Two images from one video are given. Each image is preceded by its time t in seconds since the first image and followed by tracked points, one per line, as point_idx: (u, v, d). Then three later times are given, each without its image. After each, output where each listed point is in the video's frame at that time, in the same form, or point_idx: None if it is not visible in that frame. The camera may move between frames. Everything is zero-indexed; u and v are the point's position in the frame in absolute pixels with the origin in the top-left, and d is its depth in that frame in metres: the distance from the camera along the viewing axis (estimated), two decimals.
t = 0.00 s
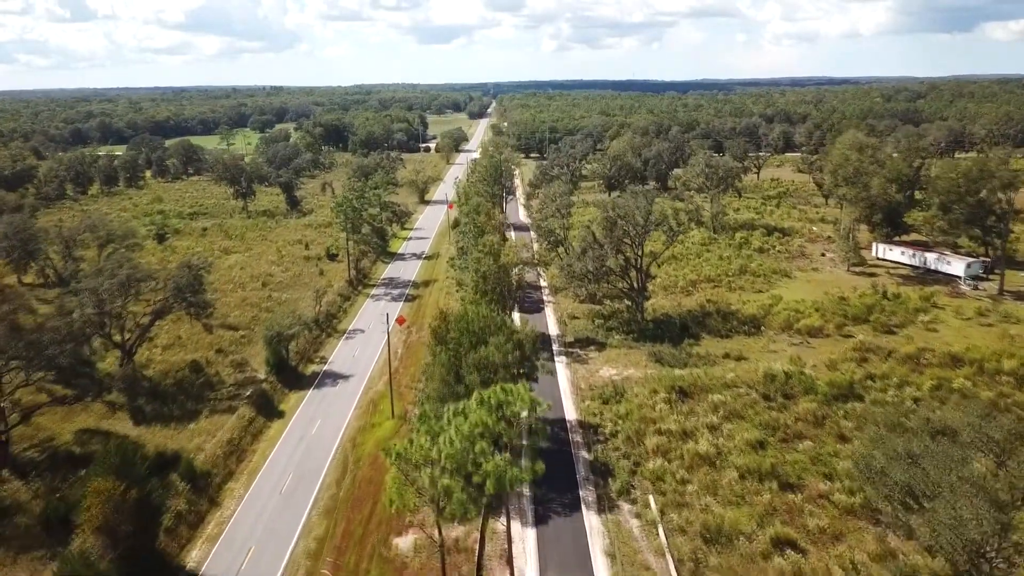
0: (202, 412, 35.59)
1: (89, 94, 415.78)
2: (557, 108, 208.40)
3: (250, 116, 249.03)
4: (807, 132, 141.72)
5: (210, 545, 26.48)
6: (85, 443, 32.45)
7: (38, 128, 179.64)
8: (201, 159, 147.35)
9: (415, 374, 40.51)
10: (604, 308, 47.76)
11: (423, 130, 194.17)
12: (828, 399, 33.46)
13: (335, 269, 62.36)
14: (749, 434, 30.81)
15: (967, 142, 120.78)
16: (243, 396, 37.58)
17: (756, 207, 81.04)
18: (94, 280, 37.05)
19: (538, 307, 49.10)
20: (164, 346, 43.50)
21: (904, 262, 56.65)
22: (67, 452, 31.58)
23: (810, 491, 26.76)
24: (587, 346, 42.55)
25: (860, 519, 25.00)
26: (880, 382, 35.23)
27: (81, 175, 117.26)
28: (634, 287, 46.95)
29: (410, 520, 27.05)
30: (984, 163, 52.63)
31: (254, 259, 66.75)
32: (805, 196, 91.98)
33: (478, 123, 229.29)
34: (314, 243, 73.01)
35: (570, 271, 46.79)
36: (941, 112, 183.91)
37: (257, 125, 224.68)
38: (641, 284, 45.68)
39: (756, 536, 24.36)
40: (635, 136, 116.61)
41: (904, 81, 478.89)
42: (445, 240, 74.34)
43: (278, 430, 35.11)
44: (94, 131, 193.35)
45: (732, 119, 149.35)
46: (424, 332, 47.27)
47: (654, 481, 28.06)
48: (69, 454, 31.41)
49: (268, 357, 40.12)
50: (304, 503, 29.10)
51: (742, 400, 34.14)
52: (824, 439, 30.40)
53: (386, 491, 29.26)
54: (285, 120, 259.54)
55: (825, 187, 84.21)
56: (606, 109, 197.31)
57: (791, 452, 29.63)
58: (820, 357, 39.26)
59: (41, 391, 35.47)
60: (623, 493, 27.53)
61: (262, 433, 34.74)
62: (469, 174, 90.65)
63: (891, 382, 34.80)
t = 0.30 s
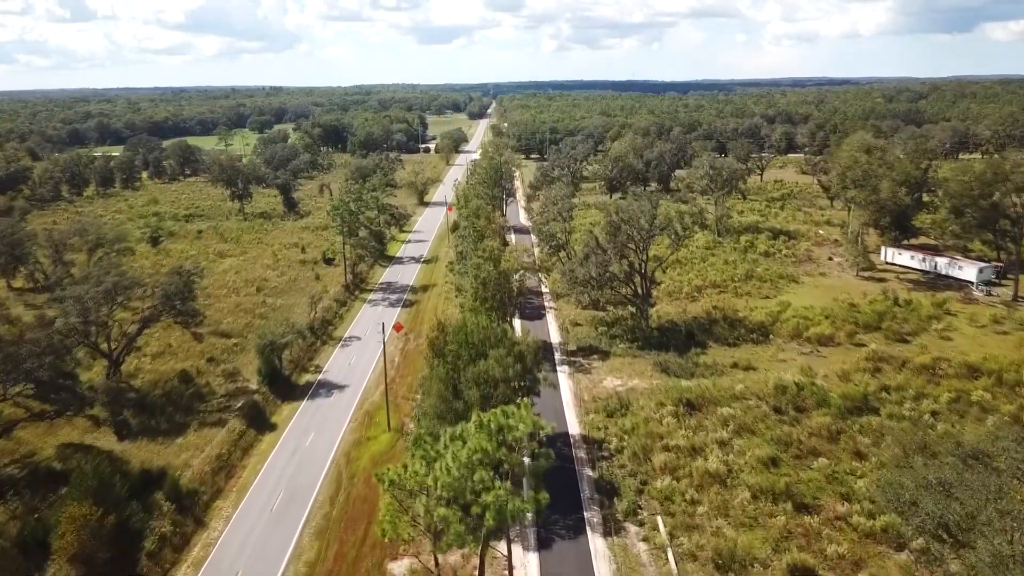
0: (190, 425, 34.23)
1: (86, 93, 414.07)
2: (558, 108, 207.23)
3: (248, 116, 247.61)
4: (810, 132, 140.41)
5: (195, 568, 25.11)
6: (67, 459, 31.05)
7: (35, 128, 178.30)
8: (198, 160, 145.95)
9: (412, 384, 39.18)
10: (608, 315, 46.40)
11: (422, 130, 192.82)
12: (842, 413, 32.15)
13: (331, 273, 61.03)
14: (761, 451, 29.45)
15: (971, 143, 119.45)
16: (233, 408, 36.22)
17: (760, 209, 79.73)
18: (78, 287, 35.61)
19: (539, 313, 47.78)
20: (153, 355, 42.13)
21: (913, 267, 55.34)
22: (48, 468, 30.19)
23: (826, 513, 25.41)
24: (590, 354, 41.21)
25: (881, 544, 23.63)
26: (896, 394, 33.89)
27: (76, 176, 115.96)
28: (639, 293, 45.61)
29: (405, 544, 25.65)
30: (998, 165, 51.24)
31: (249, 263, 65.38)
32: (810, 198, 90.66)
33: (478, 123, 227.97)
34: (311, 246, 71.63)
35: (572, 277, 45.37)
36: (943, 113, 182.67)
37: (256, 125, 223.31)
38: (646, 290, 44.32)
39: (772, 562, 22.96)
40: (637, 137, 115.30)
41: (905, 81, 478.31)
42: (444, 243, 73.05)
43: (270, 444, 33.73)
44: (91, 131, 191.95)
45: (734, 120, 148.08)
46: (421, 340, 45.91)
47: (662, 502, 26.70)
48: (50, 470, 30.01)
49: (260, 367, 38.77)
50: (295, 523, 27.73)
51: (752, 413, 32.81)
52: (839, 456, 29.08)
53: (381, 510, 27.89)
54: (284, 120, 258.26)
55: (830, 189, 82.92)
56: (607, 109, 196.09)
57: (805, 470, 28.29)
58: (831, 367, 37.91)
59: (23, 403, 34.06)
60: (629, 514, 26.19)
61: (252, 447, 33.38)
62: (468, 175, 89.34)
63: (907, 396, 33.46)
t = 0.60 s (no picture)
0: (179, 439, 32.94)
1: (85, 93, 412.96)
2: (558, 109, 206.12)
3: (247, 117, 246.24)
4: (812, 133, 139.19)
5: None
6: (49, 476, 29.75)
7: (33, 128, 177.12)
8: (196, 160, 144.62)
9: (410, 395, 37.89)
10: (611, 322, 45.11)
11: (422, 131, 191.62)
12: (857, 428, 30.86)
13: (328, 277, 59.76)
14: (774, 468, 28.13)
15: (976, 143, 118.21)
16: (224, 420, 34.92)
17: (764, 212, 78.48)
18: (63, 296, 34.28)
19: (540, 320, 46.50)
20: (143, 364, 40.81)
21: (923, 271, 53.98)
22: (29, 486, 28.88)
23: (845, 537, 24.08)
24: (594, 363, 39.92)
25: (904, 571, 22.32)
26: (912, 406, 32.60)
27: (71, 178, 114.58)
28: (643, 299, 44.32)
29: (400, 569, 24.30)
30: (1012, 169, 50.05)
31: (244, 267, 64.09)
32: (814, 199, 89.40)
33: (478, 123, 226.81)
34: (307, 250, 70.34)
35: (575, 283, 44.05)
36: (946, 113, 181.39)
37: (255, 125, 221.92)
38: (651, 296, 43.02)
39: None
40: (639, 138, 114.11)
41: (906, 81, 477.45)
42: (443, 246, 71.78)
43: (261, 459, 32.41)
44: (89, 132, 190.44)
45: (736, 120, 146.89)
46: (420, 348, 44.66)
47: (672, 524, 25.38)
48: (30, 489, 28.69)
49: (252, 377, 37.47)
50: (285, 545, 26.37)
51: (763, 427, 31.51)
52: (855, 474, 27.79)
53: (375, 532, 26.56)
54: (283, 121, 256.93)
55: (835, 191, 81.71)
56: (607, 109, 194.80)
57: (821, 489, 26.97)
58: (843, 377, 36.61)
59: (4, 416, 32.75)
60: (637, 537, 24.87)
61: (243, 462, 32.07)
62: (468, 177, 88.07)
63: (924, 408, 32.16)
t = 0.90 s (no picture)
0: (166, 454, 31.63)
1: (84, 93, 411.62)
2: (558, 109, 204.85)
3: (246, 117, 244.89)
4: (815, 132, 137.93)
5: None
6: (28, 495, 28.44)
7: (31, 129, 175.97)
8: (193, 161, 143.26)
9: (407, 406, 36.51)
10: (615, 329, 43.77)
11: (421, 131, 190.28)
12: (874, 444, 29.47)
13: (324, 281, 58.40)
14: (789, 487, 26.78)
15: (981, 143, 116.89)
16: (214, 434, 33.59)
17: (769, 214, 77.19)
18: (45, 305, 32.90)
19: (542, 327, 45.18)
20: (131, 375, 39.51)
21: (935, 276, 52.54)
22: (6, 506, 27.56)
23: (867, 564, 22.72)
24: (598, 373, 38.58)
25: None
26: (931, 420, 31.20)
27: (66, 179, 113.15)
28: (648, 306, 42.98)
29: None
30: None
31: (239, 271, 62.76)
32: (819, 201, 88.10)
33: (477, 123, 225.23)
34: (304, 253, 69.00)
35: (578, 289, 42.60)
36: (949, 113, 180.00)
37: (254, 125, 220.52)
38: (657, 303, 41.64)
39: None
40: (640, 139, 112.77)
41: (908, 81, 475.90)
42: (442, 249, 70.45)
43: (251, 476, 31.05)
44: (87, 132, 189.00)
45: (738, 120, 145.68)
46: (417, 356, 43.32)
47: (682, 549, 24.03)
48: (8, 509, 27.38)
49: (244, 388, 36.13)
50: (273, 571, 24.97)
51: (776, 443, 30.15)
52: (874, 493, 26.43)
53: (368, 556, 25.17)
54: (283, 121, 255.64)
55: (841, 193, 80.45)
56: (608, 109, 193.53)
57: (839, 510, 25.62)
58: (857, 388, 35.26)
59: None
60: (645, 562, 23.54)
61: (232, 480, 30.73)
62: (468, 179, 86.73)
63: (943, 423, 30.77)
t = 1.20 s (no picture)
0: (151, 472, 30.25)
1: (83, 93, 410.49)
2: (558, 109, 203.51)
3: (245, 117, 243.57)
4: (818, 133, 136.68)
5: None
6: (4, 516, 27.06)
7: (28, 129, 174.66)
8: (190, 162, 141.85)
9: (404, 419, 35.10)
10: (619, 337, 42.35)
11: (421, 131, 188.95)
12: (893, 462, 28.06)
13: (320, 286, 57.03)
14: (806, 509, 25.38)
15: (986, 143, 115.63)
16: (202, 450, 32.18)
17: (774, 216, 75.89)
18: (25, 314, 31.48)
19: (544, 334, 43.77)
20: (118, 386, 38.10)
21: (946, 281, 51.15)
22: None
23: None
24: (602, 384, 37.21)
25: None
26: (952, 436, 29.81)
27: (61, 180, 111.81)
28: (653, 313, 41.58)
29: None
30: None
31: (233, 275, 61.36)
32: (824, 202, 86.87)
33: (477, 124, 223.98)
34: (300, 256, 67.58)
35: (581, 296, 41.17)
36: (951, 113, 178.77)
37: (253, 125, 219.14)
38: (662, 311, 40.24)
39: None
40: (642, 139, 111.37)
41: (908, 81, 474.89)
42: (442, 252, 69.15)
43: (240, 494, 29.62)
44: (84, 132, 187.56)
45: (740, 120, 144.44)
46: (415, 365, 41.87)
47: None
48: None
49: (234, 401, 34.74)
50: None
51: (790, 461, 28.73)
52: (896, 517, 25.02)
53: None
54: (282, 121, 254.33)
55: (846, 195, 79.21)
56: (609, 109, 192.37)
57: (860, 535, 24.21)
58: (873, 401, 33.87)
59: None
60: None
61: (220, 499, 29.31)
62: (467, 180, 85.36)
63: (964, 439, 29.39)
